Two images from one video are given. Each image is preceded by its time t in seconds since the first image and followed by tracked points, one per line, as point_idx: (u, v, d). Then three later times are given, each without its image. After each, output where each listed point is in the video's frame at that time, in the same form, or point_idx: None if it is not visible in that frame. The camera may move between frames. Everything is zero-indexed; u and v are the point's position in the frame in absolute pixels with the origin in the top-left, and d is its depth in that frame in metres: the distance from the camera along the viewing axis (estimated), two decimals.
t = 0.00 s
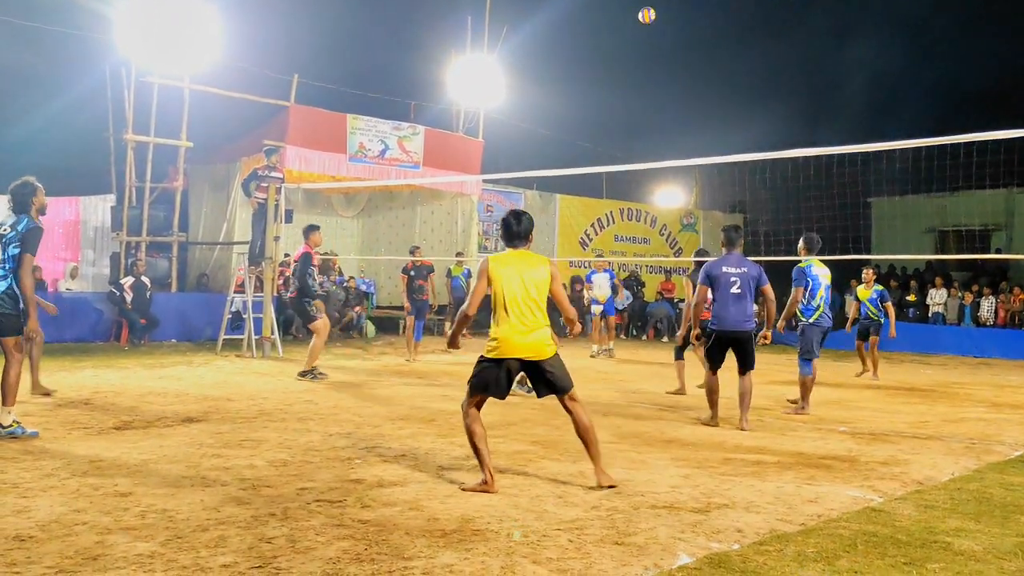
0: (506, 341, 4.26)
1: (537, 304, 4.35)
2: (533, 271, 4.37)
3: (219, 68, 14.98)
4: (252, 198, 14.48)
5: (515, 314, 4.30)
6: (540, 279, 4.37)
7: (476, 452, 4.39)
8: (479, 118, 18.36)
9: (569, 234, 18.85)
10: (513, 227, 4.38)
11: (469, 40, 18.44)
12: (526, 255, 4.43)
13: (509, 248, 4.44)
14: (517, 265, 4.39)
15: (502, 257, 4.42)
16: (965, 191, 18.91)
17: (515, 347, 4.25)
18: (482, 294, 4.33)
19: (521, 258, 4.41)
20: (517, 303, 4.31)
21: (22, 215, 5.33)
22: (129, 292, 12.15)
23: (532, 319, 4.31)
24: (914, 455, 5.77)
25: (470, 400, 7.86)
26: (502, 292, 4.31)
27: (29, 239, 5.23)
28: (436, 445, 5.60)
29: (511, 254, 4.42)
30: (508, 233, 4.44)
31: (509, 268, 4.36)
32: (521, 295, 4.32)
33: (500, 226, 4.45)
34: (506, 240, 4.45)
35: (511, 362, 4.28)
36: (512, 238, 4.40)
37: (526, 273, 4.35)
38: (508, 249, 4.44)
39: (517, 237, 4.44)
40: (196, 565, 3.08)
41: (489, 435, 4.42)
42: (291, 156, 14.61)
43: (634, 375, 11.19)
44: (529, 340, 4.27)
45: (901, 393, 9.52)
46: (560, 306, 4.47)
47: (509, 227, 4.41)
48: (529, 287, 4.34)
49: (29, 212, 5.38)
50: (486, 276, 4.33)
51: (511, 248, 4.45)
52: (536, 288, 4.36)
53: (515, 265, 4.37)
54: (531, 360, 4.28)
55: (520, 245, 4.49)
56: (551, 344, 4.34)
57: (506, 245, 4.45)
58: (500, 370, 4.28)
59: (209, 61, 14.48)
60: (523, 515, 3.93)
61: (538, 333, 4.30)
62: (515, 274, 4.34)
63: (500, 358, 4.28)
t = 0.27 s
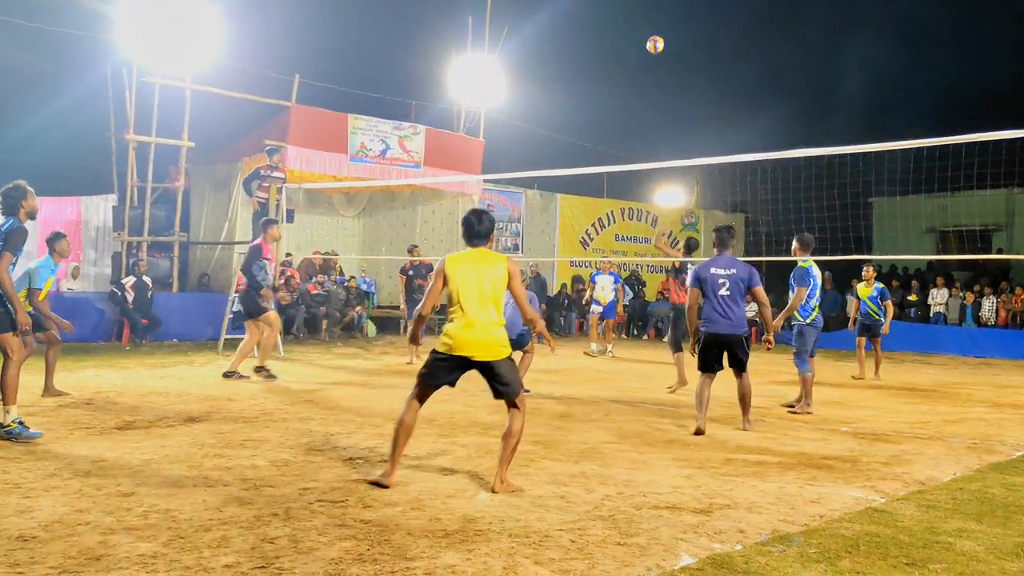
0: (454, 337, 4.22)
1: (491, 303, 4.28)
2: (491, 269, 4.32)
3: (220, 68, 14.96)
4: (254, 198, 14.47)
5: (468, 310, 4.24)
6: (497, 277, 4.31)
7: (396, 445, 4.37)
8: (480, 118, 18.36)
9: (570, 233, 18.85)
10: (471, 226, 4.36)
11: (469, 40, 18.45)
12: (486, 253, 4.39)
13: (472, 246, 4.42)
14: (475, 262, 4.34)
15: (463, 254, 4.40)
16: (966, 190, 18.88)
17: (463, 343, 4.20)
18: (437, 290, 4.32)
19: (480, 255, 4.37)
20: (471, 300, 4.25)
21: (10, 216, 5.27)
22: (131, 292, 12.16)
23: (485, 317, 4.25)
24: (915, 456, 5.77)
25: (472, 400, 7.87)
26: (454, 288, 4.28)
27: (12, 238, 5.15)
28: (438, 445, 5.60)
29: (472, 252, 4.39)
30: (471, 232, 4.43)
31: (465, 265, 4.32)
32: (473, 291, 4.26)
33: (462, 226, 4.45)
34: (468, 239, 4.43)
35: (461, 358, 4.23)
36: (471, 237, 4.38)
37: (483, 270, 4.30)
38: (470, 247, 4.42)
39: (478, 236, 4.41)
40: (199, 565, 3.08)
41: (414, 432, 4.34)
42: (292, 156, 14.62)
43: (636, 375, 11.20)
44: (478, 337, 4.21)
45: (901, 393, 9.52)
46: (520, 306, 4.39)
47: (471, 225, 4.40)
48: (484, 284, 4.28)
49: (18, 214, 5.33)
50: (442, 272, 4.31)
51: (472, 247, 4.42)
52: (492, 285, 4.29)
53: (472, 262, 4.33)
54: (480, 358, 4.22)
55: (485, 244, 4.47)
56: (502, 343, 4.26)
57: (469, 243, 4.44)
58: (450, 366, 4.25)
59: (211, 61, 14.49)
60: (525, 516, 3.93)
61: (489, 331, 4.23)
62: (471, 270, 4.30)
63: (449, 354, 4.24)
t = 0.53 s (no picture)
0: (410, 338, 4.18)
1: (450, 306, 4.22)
2: (454, 273, 4.26)
3: (223, 68, 14.98)
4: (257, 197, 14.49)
5: (425, 311, 4.19)
6: (459, 281, 4.25)
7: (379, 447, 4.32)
8: (483, 117, 18.36)
9: (572, 232, 18.85)
10: (438, 229, 4.30)
11: (472, 39, 18.45)
12: (451, 257, 4.32)
13: (438, 249, 4.36)
14: (438, 265, 4.29)
15: (429, 257, 4.35)
16: (969, 189, 18.85)
17: (417, 344, 4.16)
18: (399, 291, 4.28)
19: (445, 258, 4.31)
20: (429, 302, 4.20)
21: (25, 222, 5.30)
22: (134, 291, 12.19)
23: (442, 319, 4.19)
24: (919, 455, 5.77)
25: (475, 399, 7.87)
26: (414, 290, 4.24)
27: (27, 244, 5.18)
28: (441, 444, 5.60)
29: (437, 254, 4.34)
30: (440, 236, 4.35)
31: (428, 267, 4.27)
32: (432, 293, 4.21)
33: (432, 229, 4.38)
34: (435, 242, 4.36)
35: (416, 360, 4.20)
36: (438, 240, 4.31)
37: (445, 272, 4.25)
38: (437, 249, 4.36)
39: (447, 240, 4.33)
40: (203, 564, 3.09)
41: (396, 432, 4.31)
42: (295, 156, 14.64)
43: (639, 374, 11.19)
44: (432, 339, 4.16)
45: (904, 392, 9.51)
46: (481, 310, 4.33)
47: (439, 229, 4.32)
48: (444, 286, 4.22)
49: (29, 220, 5.36)
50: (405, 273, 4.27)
51: (439, 250, 4.36)
52: (453, 288, 4.23)
53: (436, 264, 4.28)
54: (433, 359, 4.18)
55: (454, 247, 4.40)
56: (458, 346, 4.20)
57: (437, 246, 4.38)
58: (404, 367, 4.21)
59: (215, 62, 14.51)
60: (528, 515, 3.93)
61: (444, 333, 4.17)
62: (433, 272, 4.25)
63: (404, 355, 4.21)
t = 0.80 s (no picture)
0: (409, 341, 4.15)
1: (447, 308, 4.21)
2: (450, 275, 4.25)
3: (232, 68, 15.04)
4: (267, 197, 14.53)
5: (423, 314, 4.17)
6: (456, 284, 4.25)
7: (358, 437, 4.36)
8: (492, 116, 18.36)
9: (582, 230, 18.84)
10: (433, 231, 4.27)
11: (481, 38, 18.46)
12: (445, 259, 4.31)
13: (431, 250, 4.33)
14: (433, 267, 4.26)
15: (422, 259, 4.31)
16: (980, 186, 18.77)
17: (417, 346, 4.14)
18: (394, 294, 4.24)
19: (439, 260, 4.29)
20: (427, 304, 4.18)
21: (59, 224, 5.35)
22: (145, 291, 12.24)
23: (440, 322, 4.18)
24: (930, 452, 5.75)
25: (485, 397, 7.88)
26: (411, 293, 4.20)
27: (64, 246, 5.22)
28: (451, 442, 5.61)
29: (431, 256, 4.31)
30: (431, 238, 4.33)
31: (423, 270, 4.24)
32: (430, 296, 4.19)
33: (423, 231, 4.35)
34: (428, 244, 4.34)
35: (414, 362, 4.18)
36: (432, 243, 4.29)
37: (441, 275, 4.23)
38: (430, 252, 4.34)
39: (439, 242, 4.32)
40: (214, 562, 3.10)
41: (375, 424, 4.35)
42: (305, 155, 14.68)
43: (649, 372, 11.19)
44: (432, 341, 4.14)
45: (916, 389, 9.47)
46: (474, 313, 4.34)
47: (432, 231, 4.30)
48: (442, 289, 4.21)
49: (65, 221, 5.40)
50: (402, 274, 4.23)
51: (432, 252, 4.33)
52: (450, 290, 4.23)
53: (431, 265, 4.26)
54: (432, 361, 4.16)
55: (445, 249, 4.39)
56: (456, 348, 4.19)
57: (430, 247, 4.35)
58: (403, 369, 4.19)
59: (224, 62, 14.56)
60: (538, 513, 3.93)
61: (443, 336, 4.16)
62: (429, 273, 4.22)
63: (402, 356, 4.18)
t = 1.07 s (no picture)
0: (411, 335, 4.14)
1: (449, 302, 4.23)
2: (450, 269, 4.28)
3: (242, 67, 15.06)
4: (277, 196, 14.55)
5: (426, 308, 4.19)
6: (455, 277, 4.28)
7: (365, 438, 4.35)
8: (500, 114, 18.36)
9: (591, 228, 18.81)
10: (432, 225, 4.31)
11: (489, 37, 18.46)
12: (443, 254, 4.34)
13: (426, 245, 4.36)
14: (433, 261, 4.28)
15: (419, 252, 4.33)
16: (991, 182, 18.68)
17: (418, 341, 4.13)
18: (393, 288, 4.23)
19: (436, 255, 4.31)
20: (429, 298, 4.19)
21: (76, 250, 5.48)
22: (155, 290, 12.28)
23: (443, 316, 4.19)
24: (942, 450, 5.72)
25: (494, 395, 7.87)
26: (412, 285, 4.20)
27: (86, 274, 5.42)
28: (461, 440, 5.62)
29: (427, 251, 4.33)
30: (428, 233, 4.37)
31: (424, 263, 4.25)
32: (432, 288, 4.21)
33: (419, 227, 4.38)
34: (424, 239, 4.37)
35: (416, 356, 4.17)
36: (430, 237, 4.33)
37: (441, 269, 4.26)
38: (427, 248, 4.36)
39: (435, 237, 4.36)
40: (226, 559, 3.11)
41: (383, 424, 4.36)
42: (314, 154, 14.70)
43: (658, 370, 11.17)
44: (436, 335, 4.14)
45: (926, 387, 9.43)
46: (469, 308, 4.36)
47: (430, 225, 4.34)
48: (443, 283, 4.24)
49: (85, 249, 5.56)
50: (399, 269, 4.23)
51: (429, 246, 4.36)
52: (448, 285, 4.25)
53: (428, 260, 4.28)
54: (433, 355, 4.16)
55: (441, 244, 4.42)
56: (456, 342, 4.20)
57: (425, 242, 4.37)
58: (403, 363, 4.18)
59: (233, 62, 14.59)
60: (548, 510, 3.94)
61: (446, 329, 4.18)
62: (427, 267, 4.24)
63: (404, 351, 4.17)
